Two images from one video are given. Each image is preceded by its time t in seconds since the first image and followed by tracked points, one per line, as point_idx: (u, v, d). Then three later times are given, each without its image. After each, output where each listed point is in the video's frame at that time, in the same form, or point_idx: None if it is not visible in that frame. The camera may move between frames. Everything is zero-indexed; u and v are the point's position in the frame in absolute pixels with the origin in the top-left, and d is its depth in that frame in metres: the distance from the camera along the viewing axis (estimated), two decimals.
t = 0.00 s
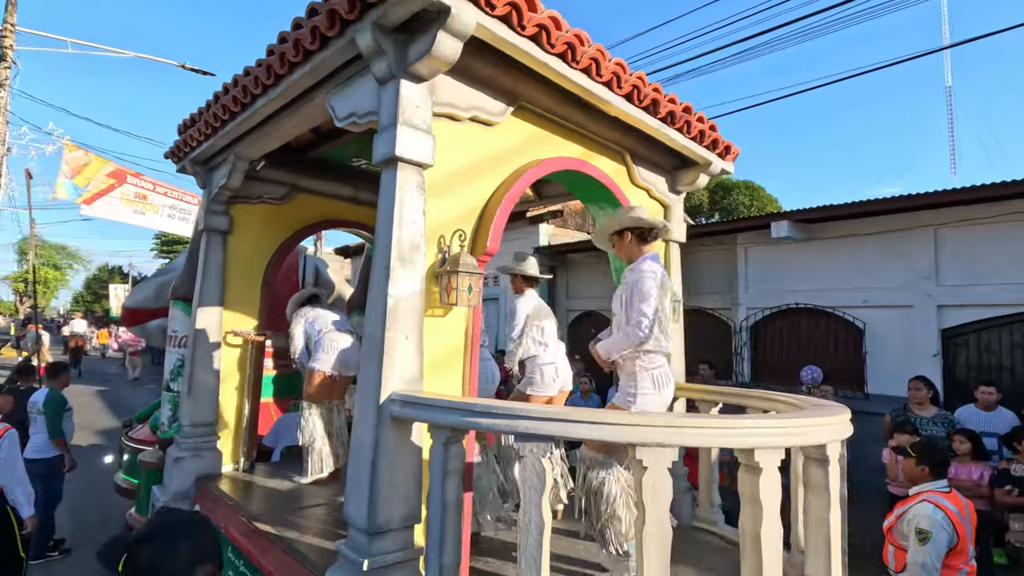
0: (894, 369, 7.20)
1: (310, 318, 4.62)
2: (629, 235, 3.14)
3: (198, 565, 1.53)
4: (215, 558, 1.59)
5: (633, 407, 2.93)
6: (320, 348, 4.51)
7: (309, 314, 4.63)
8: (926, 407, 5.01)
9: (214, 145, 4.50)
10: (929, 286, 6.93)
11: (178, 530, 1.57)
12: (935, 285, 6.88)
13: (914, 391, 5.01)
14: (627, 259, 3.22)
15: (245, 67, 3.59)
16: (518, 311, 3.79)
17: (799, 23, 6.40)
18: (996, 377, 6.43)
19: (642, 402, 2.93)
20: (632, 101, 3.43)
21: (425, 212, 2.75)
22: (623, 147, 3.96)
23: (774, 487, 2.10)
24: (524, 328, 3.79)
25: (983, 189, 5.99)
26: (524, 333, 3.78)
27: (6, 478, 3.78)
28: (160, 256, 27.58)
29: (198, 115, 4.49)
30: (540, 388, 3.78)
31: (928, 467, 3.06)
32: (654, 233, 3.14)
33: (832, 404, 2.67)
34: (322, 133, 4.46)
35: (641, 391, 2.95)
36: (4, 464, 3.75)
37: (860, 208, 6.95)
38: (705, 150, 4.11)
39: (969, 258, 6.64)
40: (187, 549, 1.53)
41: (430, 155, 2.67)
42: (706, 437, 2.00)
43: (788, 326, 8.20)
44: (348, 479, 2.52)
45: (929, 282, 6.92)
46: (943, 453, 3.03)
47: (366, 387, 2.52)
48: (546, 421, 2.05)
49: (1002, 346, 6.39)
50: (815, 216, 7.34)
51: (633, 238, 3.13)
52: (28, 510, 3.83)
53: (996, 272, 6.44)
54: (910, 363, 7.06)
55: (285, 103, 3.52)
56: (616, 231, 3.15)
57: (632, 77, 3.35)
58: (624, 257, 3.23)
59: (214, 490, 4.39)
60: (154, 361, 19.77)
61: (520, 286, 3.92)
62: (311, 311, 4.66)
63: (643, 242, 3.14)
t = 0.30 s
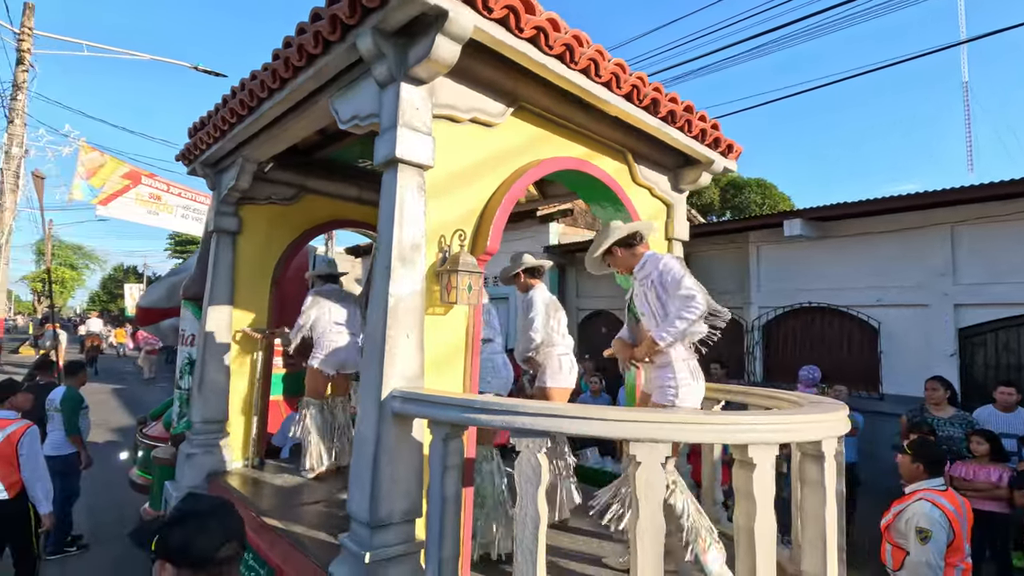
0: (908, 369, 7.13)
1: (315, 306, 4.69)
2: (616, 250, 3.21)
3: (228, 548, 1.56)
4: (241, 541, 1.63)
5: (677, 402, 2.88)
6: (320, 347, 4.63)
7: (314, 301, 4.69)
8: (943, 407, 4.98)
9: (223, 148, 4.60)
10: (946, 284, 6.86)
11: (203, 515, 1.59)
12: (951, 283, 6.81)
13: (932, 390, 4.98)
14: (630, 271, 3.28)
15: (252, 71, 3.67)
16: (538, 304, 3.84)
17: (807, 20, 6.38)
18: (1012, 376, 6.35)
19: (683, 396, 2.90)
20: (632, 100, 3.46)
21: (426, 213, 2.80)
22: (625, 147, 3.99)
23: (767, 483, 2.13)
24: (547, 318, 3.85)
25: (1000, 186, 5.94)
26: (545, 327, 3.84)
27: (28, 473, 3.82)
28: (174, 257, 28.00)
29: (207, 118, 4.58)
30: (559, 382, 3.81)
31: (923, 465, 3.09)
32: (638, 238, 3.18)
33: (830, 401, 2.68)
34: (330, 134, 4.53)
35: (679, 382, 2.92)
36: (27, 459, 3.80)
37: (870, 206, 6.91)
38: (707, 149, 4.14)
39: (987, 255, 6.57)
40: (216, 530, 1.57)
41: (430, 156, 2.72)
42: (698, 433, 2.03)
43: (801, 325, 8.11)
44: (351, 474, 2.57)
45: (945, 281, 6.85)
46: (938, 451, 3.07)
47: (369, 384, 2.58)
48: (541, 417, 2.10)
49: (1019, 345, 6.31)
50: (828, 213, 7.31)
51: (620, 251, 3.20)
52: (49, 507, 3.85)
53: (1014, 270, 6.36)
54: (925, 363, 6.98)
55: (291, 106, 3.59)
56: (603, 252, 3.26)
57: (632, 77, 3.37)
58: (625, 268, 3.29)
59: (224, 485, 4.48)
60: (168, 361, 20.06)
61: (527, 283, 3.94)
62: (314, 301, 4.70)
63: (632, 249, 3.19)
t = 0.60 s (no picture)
0: (923, 369, 7.09)
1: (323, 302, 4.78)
2: (636, 246, 3.25)
3: (222, 538, 1.63)
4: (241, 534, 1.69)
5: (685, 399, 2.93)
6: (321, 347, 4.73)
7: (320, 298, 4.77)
8: (959, 408, 5.01)
9: (234, 151, 4.69)
10: (961, 283, 6.81)
11: (207, 505, 1.67)
12: (966, 282, 6.76)
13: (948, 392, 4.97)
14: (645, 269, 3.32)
15: (262, 76, 3.75)
16: (545, 305, 3.85)
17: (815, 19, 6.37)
18: None
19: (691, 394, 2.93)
20: (634, 103, 3.49)
21: (430, 215, 2.87)
22: (628, 148, 4.03)
23: (762, 481, 2.16)
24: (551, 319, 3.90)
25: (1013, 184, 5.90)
26: (547, 327, 3.87)
27: (54, 469, 3.86)
28: (187, 257, 28.38)
29: (218, 122, 4.68)
30: (559, 382, 3.86)
31: (913, 459, 3.27)
32: (660, 239, 3.20)
33: (830, 401, 2.70)
34: (339, 137, 4.60)
35: (694, 382, 2.95)
36: (54, 456, 3.86)
37: (881, 205, 6.88)
38: (710, 150, 4.16)
39: (1002, 254, 6.51)
40: (219, 520, 1.65)
41: (434, 160, 2.77)
42: (694, 431, 2.07)
43: (813, 324, 8.10)
44: (356, 470, 2.64)
45: (960, 280, 6.81)
46: (930, 448, 3.24)
47: (373, 382, 2.64)
48: (540, 415, 2.15)
49: None
50: (840, 212, 7.29)
51: (639, 248, 3.24)
52: (73, 501, 3.90)
53: None
54: (941, 363, 6.94)
55: (299, 111, 3.67)
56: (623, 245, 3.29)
57: (634, 80, 3.41)
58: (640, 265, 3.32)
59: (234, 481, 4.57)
60: (181, 360, 20.32)
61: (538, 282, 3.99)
62: (317, 301, 4.77)
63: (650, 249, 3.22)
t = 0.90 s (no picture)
0: (936, 368, 7.07)
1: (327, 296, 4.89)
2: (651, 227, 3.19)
3: (182, 544, 1.67)
4: (203, 542, 1.72)
5: (645, 387, 3.06)
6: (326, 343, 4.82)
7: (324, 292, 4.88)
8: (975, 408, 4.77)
9: (243, 152, 4.78)
10: (976, 281, 6.78)
11: (173, 508, 1.73)
12: (981, 280, 6.72)
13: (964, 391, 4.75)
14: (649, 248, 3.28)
15: (270, 79, 3.83)
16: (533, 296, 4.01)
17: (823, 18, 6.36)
18: None
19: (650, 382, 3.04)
20: (635, 103, 3.53)
21: (433, 215, 2.92)
22: (629, 148, 4.07)
23: (757, 475, 2.20)
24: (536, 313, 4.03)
25: None
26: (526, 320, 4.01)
27: (79, 464, 3.96)
28: (198, 256, 28.71)
29: (228, 124, 4.77)
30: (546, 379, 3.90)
31: (906, 453, 3.39)
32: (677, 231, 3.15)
33: (830, 397, 2.72)
34: (346, 138, 4.67)
35: (658, 370, 3.01)
36: (80, 451, 3.97)
37: (891, 203, 6.85)
38: (712, 149, 4.19)
39: (1016, 252, 6.46)
40: (190, 524, 1.71)
41: (436, 161, 2.83)
42: (690, 426, 2.11)
43: (824, 323, 8.07)
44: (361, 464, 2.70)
45: (975, 279, 6.77)
46: (922, 442, 3.37)
47: (377, 378, 2.71)
48: (538, 410, 2.20)
49: None
50: (851, 210, 7.26)
51: (654, 232, 3.18)
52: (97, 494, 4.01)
53: None
54: (956, 363, 6.91)
55: (306, 113, 3.75)
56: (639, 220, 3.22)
57: (634, 81, 3.45)
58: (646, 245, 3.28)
59: (243, 476, 4.65)
60: (192, 359, 20.56)
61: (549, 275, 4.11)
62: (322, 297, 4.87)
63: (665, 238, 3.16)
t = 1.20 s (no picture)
0: (948, 367, 7.03)
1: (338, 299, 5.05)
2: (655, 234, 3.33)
3: (135, 539, 1.71)
4: (158, 538, 1.76)
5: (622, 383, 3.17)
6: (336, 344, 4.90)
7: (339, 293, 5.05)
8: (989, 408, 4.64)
9: (250, 154, 4.86)
10: (988, 279, 6.73)
11: (129, 504, 1.79)
12: (994, 278, 6.68)
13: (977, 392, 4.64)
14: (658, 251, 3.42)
15: (274, 81, 3.89)
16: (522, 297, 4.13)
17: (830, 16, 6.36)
18: None
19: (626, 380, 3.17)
20: (634, 103, 3.56)
21: (432, 216, 2.97)
22: (630, 148, 4.10)
23: (750, 472, 2.23)
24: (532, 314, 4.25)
25: None
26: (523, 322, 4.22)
27: (98, 460, 4.03)
28: (207, 256, 28.99)
29: (234, 126, 4.84)
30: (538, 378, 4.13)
31: (898, 450, 3.39)
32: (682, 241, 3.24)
33: (827, 395, 2.74)
34: (350, 139, 4.73)
35: (635, 369, 3.11)
36: (98, 447, 4.04)
37: (899, 201, 6.83)
38: (712, 149, 4.21)
39: None
40: (147, 520, 1.76)
41: (436, 162, 2.88)
42: (682, 423, 2.15)
43: (834, 322, 8.05)
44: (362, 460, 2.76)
45: (988, 276, 6.72)
46: (912, 437, 3.36)
47: (378, 376, 2.76)
48: (533, 407, 2.25)
49: None
50: (860, 208, 7.21)
51: (658, 238, 3.32)
52: (113, 490, 4.04)
53: None
54: (968, 362, 6.88)
55: (309, 116, 3.81)
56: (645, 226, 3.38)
57: (633, 81, 3.47)
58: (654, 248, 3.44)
59: (249, 472, 4.73)
60: (202, 357, 20.77)
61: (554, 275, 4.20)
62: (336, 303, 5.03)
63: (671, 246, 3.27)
